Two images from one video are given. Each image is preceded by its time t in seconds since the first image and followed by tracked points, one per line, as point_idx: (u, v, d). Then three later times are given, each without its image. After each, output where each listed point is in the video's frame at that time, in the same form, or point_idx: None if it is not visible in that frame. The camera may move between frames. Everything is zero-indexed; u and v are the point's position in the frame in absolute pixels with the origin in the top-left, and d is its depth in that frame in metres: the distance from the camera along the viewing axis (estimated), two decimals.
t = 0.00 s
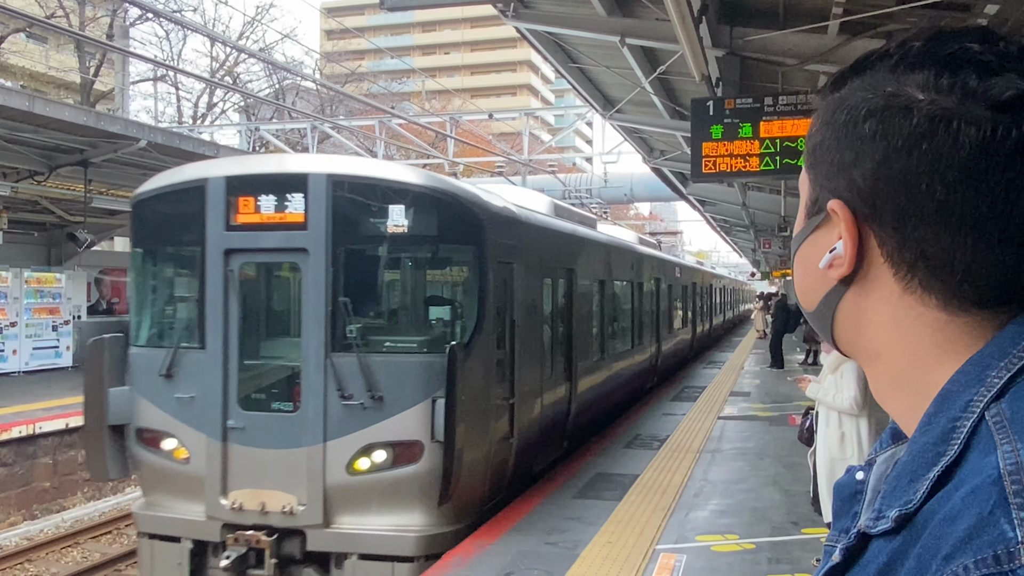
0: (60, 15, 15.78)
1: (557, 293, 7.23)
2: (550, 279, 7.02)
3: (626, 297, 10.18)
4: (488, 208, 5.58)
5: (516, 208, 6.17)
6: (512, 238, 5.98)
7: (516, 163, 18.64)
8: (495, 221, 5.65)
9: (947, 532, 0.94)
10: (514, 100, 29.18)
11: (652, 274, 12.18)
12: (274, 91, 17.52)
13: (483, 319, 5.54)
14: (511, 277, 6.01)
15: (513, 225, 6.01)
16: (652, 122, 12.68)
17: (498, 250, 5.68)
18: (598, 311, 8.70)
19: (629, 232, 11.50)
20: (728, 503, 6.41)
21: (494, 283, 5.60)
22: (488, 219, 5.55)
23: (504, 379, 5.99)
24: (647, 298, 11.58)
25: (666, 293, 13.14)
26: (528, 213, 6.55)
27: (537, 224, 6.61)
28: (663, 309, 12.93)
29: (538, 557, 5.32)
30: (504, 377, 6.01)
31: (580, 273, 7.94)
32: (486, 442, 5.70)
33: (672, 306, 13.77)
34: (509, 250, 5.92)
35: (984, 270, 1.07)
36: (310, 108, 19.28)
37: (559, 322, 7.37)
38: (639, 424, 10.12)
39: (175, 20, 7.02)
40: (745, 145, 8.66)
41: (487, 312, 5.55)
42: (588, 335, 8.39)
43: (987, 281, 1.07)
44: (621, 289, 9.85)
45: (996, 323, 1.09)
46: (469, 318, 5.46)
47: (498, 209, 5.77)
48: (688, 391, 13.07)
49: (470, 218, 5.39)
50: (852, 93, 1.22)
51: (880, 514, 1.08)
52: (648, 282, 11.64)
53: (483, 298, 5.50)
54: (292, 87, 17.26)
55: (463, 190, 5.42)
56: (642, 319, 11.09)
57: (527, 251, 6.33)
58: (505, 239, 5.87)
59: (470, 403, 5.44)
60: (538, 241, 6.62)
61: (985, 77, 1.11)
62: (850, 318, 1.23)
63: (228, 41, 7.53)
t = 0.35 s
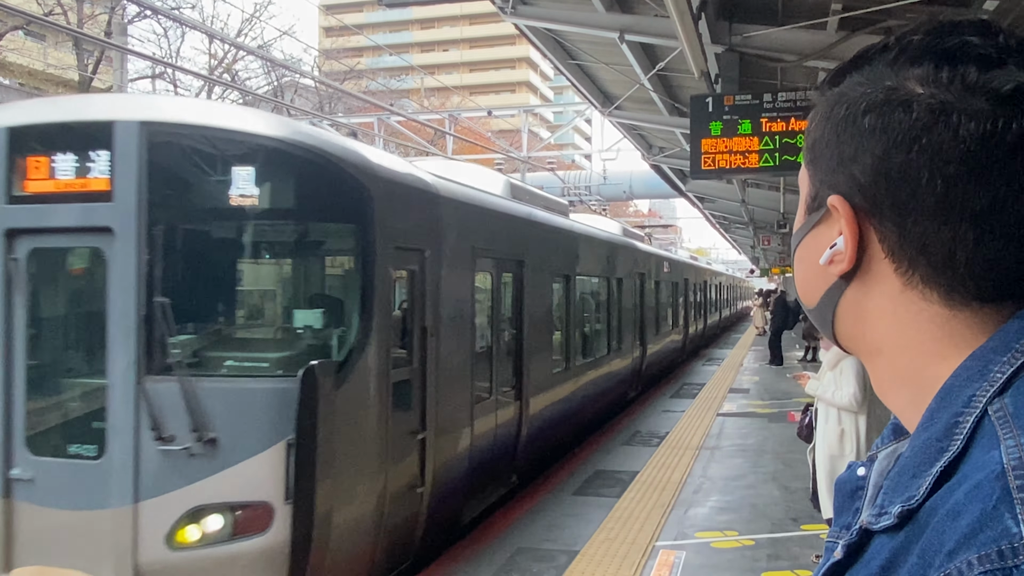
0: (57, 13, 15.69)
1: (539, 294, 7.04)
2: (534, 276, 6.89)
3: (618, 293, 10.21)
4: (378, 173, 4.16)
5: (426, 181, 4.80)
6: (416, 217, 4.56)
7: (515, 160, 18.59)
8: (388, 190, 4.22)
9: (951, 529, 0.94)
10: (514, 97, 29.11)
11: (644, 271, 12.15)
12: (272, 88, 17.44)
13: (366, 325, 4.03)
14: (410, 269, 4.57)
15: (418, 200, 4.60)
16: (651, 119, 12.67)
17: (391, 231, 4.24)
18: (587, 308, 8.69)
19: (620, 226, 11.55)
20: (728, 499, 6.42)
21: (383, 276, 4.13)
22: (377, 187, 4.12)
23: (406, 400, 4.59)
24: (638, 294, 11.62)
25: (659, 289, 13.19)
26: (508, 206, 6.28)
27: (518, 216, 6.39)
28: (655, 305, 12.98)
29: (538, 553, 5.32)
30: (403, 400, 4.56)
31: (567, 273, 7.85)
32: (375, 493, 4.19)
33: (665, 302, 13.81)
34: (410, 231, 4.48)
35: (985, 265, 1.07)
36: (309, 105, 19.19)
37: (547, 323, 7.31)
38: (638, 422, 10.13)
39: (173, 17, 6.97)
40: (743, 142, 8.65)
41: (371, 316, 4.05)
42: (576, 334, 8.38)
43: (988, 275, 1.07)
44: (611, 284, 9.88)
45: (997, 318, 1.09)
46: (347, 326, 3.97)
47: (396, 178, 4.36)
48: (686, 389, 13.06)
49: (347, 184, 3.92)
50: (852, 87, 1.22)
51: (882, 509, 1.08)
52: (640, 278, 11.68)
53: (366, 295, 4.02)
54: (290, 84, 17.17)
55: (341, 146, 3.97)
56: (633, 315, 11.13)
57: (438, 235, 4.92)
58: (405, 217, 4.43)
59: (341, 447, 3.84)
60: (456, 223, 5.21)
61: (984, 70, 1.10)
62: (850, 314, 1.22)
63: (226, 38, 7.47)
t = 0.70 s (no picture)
0: (56, 12, 15.63)
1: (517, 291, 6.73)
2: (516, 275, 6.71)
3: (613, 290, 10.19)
4: (179, 108, 2.96)
5: (282, 133, 3.62)
6: (253, 178, 3.34)
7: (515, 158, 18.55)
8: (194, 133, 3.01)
9: (955, 530, 0.93)
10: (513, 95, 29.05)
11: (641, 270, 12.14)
12: (272, 87, 17.38)
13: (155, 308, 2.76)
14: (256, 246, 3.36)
15: (263, 154, 3.41)
16: (651, 117, 12.66)
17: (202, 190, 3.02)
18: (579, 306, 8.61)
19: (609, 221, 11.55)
20: (729, 498, 6.41)
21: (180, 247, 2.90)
22: (175, 127, 2.92)
23: (285, 402, 3.51)
24: (632, 289, 11.55)
25: (653, 286, 13.15)
26: (491, 196, 6.10)
27: (502, 210, 6.22)
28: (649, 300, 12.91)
29: (539, 552, 5.31)
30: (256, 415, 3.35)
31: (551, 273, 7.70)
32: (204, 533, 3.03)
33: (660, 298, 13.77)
34: (243, 195, 3.27)
35: (987, 264, 1.06)
36: (308, 104, 19.13)
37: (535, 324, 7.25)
38: (637, 420, 10.13)
39: (172, 17, 6.94)
40: (743, 140, 8.65)
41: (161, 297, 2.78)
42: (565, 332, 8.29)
43: (990, 274, 1.06)
44: (604, 280, 9.79)
45: (1000, 316, 1.08)
46: (117, 316, 2.65)
47: (213, 118, 3.15)
48: (686, 387, 13.04)
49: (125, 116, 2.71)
50: (853, 84, 1.21)
51: (886, 510, 1.07)
52: (633, 274, 11.65)
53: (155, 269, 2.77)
54: (290, 83, 17.12)
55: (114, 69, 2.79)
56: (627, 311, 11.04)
57: (301, 204, 3.66)
58: (235, 173, 3.22)
59: (99, 491, 2.53)
60: (342, 191, 4.00)
61: (988, 66, 1.09)
62: (851, 313, 1.21)
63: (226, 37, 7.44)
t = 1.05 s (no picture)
0: (57, 12, 15.60)
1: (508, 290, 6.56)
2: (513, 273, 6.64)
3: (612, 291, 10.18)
4: None
5: (239, 118, 3.32)
6: (201, 168, 3.03)
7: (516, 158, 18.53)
8: (118, 119, 2.69)
9: (959, 533, 0.92)
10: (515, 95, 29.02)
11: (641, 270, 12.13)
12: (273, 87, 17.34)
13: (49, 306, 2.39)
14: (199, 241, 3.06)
15: (210, 144, 3.10)
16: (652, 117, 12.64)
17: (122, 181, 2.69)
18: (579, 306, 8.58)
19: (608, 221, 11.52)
20: (730, 497, 6.40)
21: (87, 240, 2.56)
22: (89, 109, 2.59)
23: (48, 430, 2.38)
24: (631, 289, 11.54)
25: (653, 286, 13.13)
26: (484, 194, 5.91)
27: (498, 208, 6.11)
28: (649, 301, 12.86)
29: (541, 552, 5.31)
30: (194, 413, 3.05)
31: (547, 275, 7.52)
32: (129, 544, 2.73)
33: (659, 297, 13.74)
34: (186, 187, 2.96)
35: (990, 264, 1.06)
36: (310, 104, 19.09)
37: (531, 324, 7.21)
38: (639, 420, 10.13)
39: (173, 17, 6.91)
40: (744, 139, 8.65)
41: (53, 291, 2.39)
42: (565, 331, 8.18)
43: (992, 275, 1.06)
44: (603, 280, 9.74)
45: (1003, 317, 1.08)
46: None
47: (148, 102, 2.83)
48: (687, 386, 13.04)
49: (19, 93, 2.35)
50: (854, 84, 1.20)
51: (889, 512, 1.06)
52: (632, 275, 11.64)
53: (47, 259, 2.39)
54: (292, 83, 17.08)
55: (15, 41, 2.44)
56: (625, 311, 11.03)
57: (259, 198, 3.36)
58: (176, 167, 2.92)
59: None
60: (312, 183, 3.73)
61: (989, 66, 1.09)
62: (853, 314, 1.21)
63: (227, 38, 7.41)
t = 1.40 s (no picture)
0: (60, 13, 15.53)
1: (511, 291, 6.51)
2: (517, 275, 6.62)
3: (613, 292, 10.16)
4: None
5: (243, 117, 3.31)
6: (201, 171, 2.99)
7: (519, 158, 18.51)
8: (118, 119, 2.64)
9: (959, 534, 0.92)
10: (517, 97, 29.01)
11: (643, 271, 12.12)
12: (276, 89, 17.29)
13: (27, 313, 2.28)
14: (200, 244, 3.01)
15: (213, 146, 3.06)
16: (654, 118, 12.63)
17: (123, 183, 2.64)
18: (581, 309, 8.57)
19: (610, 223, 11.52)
20: (732, 498, 6.40)
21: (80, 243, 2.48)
22: (88, 109, 2.53)
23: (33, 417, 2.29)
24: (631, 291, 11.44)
25: (654, 288, 13.06)
26: (486, 196, 5.89)
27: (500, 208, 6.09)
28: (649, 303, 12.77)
29: (543, 553, 5.31)
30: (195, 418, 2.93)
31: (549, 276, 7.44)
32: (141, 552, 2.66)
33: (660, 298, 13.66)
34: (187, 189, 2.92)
35: (991, 264, 1.06)
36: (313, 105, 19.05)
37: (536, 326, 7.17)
38: (641, 420, 10.14)
39: (176, 18, 6.90)
40: (747, 140, 8.64)
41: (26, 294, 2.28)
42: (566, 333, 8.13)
43: (993, 276, 1.06)
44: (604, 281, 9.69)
45: (1004, 318, 1.08)
46: None
47: (149, 103, 2.78)
48: (690, 388, 13.03)
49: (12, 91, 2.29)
50: (855, 85, 1.21)
51: (890, 513, 1.06)
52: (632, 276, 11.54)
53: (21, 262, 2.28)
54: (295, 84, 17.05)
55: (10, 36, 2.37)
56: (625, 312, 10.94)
57: (260, 196, 3.33)
58: (177, 169, 2.88)
59: None
60: (314, 186, 3.71)
61: (990, 66, 1.09)
62: (853, 316, 1.21)
63: (229, 38, 7.40)
